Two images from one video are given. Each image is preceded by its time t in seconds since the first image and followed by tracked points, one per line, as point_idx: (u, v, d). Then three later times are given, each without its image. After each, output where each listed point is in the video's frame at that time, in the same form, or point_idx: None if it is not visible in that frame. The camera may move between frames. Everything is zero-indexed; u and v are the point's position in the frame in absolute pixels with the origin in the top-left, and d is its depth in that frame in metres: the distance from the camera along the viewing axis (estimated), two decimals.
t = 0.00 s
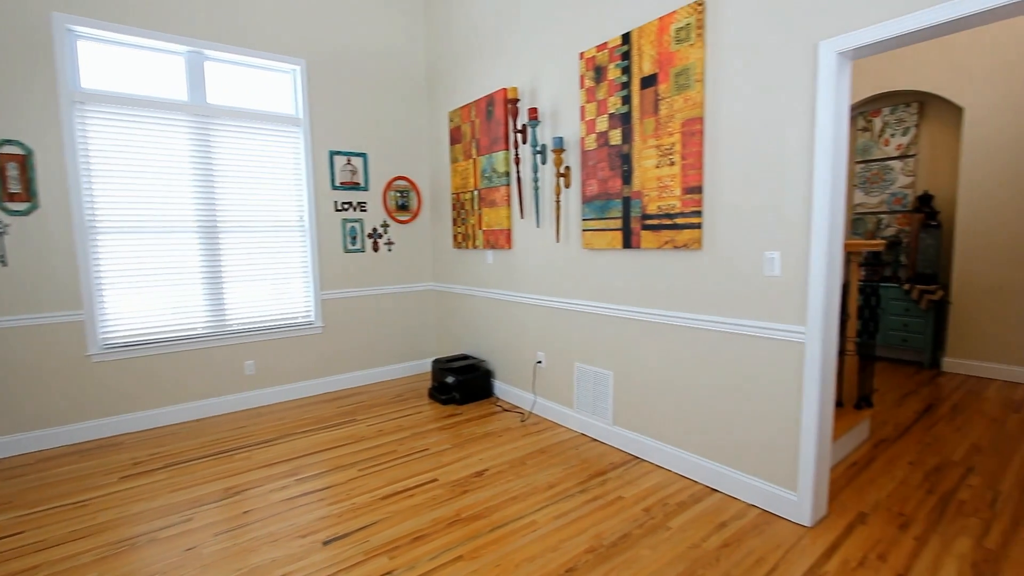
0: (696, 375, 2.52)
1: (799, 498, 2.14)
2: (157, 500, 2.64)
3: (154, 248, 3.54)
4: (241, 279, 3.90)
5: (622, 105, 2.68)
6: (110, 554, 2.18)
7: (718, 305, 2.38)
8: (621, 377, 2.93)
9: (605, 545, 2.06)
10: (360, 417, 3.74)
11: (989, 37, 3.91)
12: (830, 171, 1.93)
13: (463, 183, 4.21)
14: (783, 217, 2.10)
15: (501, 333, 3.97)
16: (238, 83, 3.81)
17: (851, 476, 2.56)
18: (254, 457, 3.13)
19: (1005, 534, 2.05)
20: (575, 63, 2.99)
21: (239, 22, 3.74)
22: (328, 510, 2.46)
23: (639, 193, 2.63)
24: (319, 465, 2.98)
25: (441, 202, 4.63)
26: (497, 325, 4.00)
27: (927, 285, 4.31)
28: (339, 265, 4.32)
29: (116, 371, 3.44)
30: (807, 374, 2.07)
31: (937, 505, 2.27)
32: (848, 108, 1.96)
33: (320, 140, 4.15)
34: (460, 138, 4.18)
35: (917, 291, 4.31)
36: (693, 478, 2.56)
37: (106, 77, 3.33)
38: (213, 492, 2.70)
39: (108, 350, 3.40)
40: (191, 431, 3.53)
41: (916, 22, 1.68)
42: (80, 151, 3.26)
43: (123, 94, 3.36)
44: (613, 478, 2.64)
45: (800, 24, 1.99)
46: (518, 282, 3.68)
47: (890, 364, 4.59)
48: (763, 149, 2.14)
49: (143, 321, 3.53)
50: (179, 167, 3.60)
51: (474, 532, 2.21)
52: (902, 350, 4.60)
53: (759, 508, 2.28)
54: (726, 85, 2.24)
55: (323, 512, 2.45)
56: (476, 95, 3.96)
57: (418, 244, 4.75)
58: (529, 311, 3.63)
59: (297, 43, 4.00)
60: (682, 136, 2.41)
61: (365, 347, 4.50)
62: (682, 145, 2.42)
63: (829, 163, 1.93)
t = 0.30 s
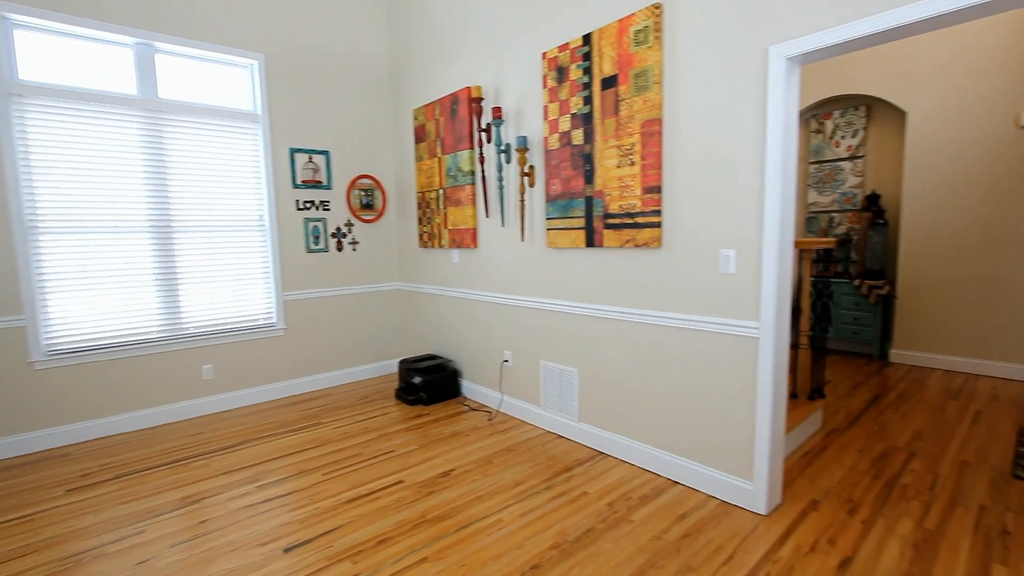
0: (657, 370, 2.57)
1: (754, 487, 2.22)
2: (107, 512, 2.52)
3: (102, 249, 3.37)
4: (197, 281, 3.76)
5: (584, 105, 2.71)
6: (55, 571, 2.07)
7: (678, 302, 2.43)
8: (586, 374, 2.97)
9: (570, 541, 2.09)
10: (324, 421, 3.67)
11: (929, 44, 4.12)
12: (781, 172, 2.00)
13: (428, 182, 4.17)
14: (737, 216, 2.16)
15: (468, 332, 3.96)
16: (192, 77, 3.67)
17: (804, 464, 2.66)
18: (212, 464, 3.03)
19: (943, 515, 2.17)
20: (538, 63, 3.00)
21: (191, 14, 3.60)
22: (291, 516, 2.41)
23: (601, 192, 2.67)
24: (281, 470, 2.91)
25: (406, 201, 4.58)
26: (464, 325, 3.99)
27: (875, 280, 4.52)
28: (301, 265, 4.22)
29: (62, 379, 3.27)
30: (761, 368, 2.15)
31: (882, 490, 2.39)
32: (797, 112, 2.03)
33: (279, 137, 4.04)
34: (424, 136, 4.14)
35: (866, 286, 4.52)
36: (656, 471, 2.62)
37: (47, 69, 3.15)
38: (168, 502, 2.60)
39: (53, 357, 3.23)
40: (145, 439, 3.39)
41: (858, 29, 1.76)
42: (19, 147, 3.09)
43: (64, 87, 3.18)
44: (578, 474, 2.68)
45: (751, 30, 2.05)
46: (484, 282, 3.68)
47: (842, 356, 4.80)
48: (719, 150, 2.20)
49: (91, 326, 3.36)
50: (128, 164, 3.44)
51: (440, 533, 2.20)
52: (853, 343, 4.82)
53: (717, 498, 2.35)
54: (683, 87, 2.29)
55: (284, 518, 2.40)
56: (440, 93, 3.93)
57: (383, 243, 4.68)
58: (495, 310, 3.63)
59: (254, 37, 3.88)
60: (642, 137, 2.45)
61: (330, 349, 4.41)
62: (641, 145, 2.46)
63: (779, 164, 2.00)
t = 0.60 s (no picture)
0: (622, 367, 2.61)
1: (714, 479, 2.29)
2: (55, 526, 2.40)
3: (48, 250, 3.21)
4: (152, 282, 3.61)
5: (548, 105, 2.72)
6: None
7: (641, 300, 2.48)
8: (553, 372, 3.00)
9: (536, 538, 2.11)
10: (289, 424, 3.58)
11: (878, 51, 4.31)
12: (737, 173, 2.06)
13: (394, 180, 4.12)
14: (696, 215, 2.22)
15: (436, 331, 3.93)
16: (144, 70, 3.52)
17: (762, 455, 2.76)
18: (169, 472, 2.92)
19: (890, 499, 2.28)
20: (503, 62, 3.00)
21: (142, 4, 3.45)
22: (253, 523, 2.35)
23: (565, 191, 2.69)
24: (243, 477, 2.83)
25: (372, 199, 4.51)
26: (432, 325, 3.96)
27: (830, 277, 4.71)
28: (263, 266, 4.11)
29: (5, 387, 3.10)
30: (720, 363, 2.21)
31: (834, 477, 2.50)
32: (752, 114, 2.10)
33: (239, 133, 3.92)
34: (390, 134, 4.08)
35: (821, 282, 4.70)
36: (621, 466, 2.66)
37: None
38: (121, 513, 2.50)
39: None
40: (97, 449, 3.24)
41: (807, 36, 1.83)
42: None
43: (3, 78, 3.01)
44: (545, 471, 2.70)
45: (708, 33, 2.10)
46: (452, 281, 3.66)
47: (799, 350, 4.98)
48: (679, 150, 2.24)
49: (36, 330, 3.19)
50: (75, 161, 3.28)
51: (406, 535, 2.18)
52: (809, 337, 5.01)
53: (680, 491, 2.41)
54: (644, 89, 2.33)
55: (246, 526, 2.33)
56: (405, 91, 3.88)
57: (349, 243, 4.60)
58: (463, 310, 3.62)
59: (211, 29, 3.74)
60: (605, 137, 2.48)
61: (294, 351, 4.32)
62: (604, 145, 2.49)
63: (735, 165, 2.06)
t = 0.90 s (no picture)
0: (590, 365, 2.64)
1: (679, 473, 2.34)
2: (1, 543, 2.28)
3: None
4: (107, 286, 3.47)
5: (515, 105, 2.73)
6: None
7: (607, 299, 2.51)
8: (523, 371, 3.01)
9: (506, 538, 2.11)
10: (254, 430, 3.50)
11: (833, 55, 4.47)
12: (697, 174, 2.11)
13: (361, 180, 4.06)
14: (660, 215, 2.26)
15: (405, 333, 3.90)
16: (95, 65, 3.37)
17: (727, 449, 2.83)
18: (127, 483, 2.81)
19: (846, 488, 2.38)
20: (470, 62, 2.99)
21: None
22: (215, 533, 2.28)
23: (533, 191, 2.71)
24: (206, 485, 2.75)
25: (340, 199, 4.44)
26: (401, 326, 3.93)
27: (791, 274, 4.87)
28: (226, 268, 3.99)
29: None
30: (684, 360, 2.26)
31: (794, 468, 2.58)
32: (712, 117, 2.15)
33: (198, 131, 3.79)
34: (357, 133, 4.02)
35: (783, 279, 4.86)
36: (590, 463, 2.69)
37: None
38: (75, 528, 2.39)
39: None
40: (47, 461, 3.09)
41: (762, 41, 1.89)
42: None
43: None
44: (516, 470, 2.71)
45: (670, 37, 2.14)
46: (421, 281, 3.64)
47: (763, 345, 5.13)
48: (643, 152, 2.28)
49: None
50: (20, 159, 3.12)
51: (375, 539, 2.16)
52: (772, 332, 5.17)
53: (647, 486, 2.45)
54: (608, 91, 2.36)
55: (208, 536, 2.27)
56: (372, 89, 3.83)
57: (316, 243, 4.52)
58: (433, 310, 3.60)
59: (167, 22, 3.61)
60: (571, 138, 2.50)
61: (260, 354, 4.21)
62: (570, 146, 2.51)
63: (696, 167, 2.11)
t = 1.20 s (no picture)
0: (561, 364, 2.66)
1: (647, 470, 2.37)
2: None
3: None
4: (60, 288, 3.32)
5: (484, 105, 2.72)
6: None
7: (576, 298, 2.53)
8: (494, 371, 3.01)
9: (476, 539, 2.11)
10: (219, 436, 3.40)
11: (795, 60, 4.60)
12: (662, 175, 2.15)
13: (329, 179, 3.99)
14: (626, 216, 2.29)
15: (376, 334, 3.85)
16: (46, 57, 3.22)
17: (694, 444, 2.89)
18: (82, 495, 2.70)
19: (807, 480, 2.45)
20: (439, 61, 2.97)
21: None
22: (176, 544, 2.21)
23: (502, 192, 2.71)
24: (167, 494, 2.66)
25: (307, 198, 4.35)
26: (372, 327, 3.87)
27: (756, 273, 5.00)
28: (188, 269, 3.87)
29: None
30: (650, 358, 2.30)
31: (758, 462, 2.65)
32: (676, 119, 2.19)
33: (158, 128, 3.67)
34: (325, 131, 3.94)
35: (749, 278, 4.98)
36: (561, 462, 2.71)
37: None
38: (24, 542, 2.28)
39: None
40: None
41: (723, 47, 1.94)
42: None
43: None
44: (487, 471, 2.71)
45: (636, 40, 2.17)
46: (391, 282, 3.60)
47: (730, 342, 5.25)
48: (610, 153, 2.30)
49: None
50: None
51: (343, 545, 2.13)
52: (739, 329, 5.30)
53: (616, 483, 2.48)
54: (576, 92, 2.38)
55: (168, 547, 2.20)
56: (339, 88, 3.77)
57: (283, 244, 4.42)
58: (403, 311, 3.56)
59: (124, 14, 3.47)
60: (539, 138, 2.51)
61: (225, 358, 4.10)
62: (539, 147, 2.52)
63: (660, 168, 2.15)
